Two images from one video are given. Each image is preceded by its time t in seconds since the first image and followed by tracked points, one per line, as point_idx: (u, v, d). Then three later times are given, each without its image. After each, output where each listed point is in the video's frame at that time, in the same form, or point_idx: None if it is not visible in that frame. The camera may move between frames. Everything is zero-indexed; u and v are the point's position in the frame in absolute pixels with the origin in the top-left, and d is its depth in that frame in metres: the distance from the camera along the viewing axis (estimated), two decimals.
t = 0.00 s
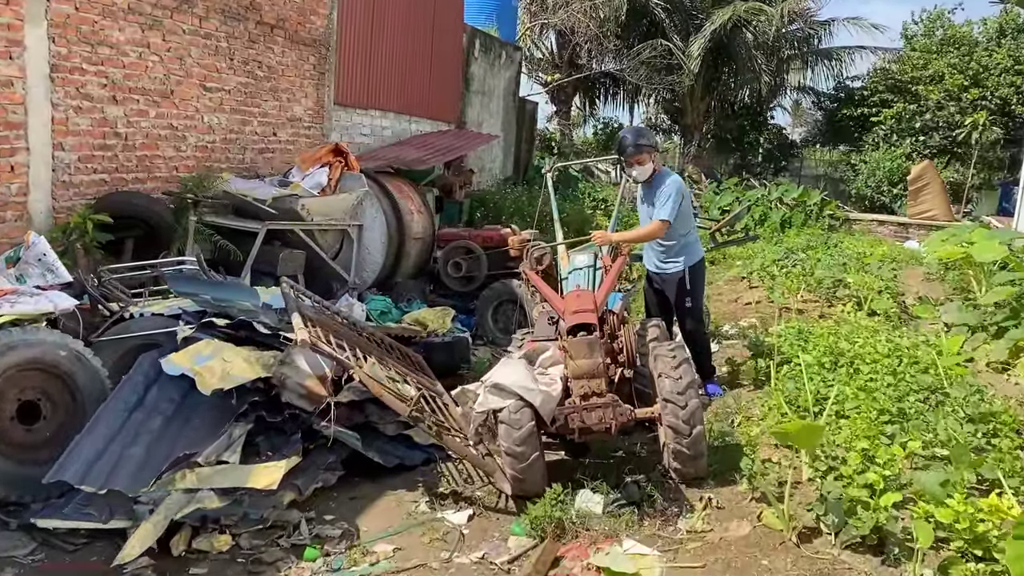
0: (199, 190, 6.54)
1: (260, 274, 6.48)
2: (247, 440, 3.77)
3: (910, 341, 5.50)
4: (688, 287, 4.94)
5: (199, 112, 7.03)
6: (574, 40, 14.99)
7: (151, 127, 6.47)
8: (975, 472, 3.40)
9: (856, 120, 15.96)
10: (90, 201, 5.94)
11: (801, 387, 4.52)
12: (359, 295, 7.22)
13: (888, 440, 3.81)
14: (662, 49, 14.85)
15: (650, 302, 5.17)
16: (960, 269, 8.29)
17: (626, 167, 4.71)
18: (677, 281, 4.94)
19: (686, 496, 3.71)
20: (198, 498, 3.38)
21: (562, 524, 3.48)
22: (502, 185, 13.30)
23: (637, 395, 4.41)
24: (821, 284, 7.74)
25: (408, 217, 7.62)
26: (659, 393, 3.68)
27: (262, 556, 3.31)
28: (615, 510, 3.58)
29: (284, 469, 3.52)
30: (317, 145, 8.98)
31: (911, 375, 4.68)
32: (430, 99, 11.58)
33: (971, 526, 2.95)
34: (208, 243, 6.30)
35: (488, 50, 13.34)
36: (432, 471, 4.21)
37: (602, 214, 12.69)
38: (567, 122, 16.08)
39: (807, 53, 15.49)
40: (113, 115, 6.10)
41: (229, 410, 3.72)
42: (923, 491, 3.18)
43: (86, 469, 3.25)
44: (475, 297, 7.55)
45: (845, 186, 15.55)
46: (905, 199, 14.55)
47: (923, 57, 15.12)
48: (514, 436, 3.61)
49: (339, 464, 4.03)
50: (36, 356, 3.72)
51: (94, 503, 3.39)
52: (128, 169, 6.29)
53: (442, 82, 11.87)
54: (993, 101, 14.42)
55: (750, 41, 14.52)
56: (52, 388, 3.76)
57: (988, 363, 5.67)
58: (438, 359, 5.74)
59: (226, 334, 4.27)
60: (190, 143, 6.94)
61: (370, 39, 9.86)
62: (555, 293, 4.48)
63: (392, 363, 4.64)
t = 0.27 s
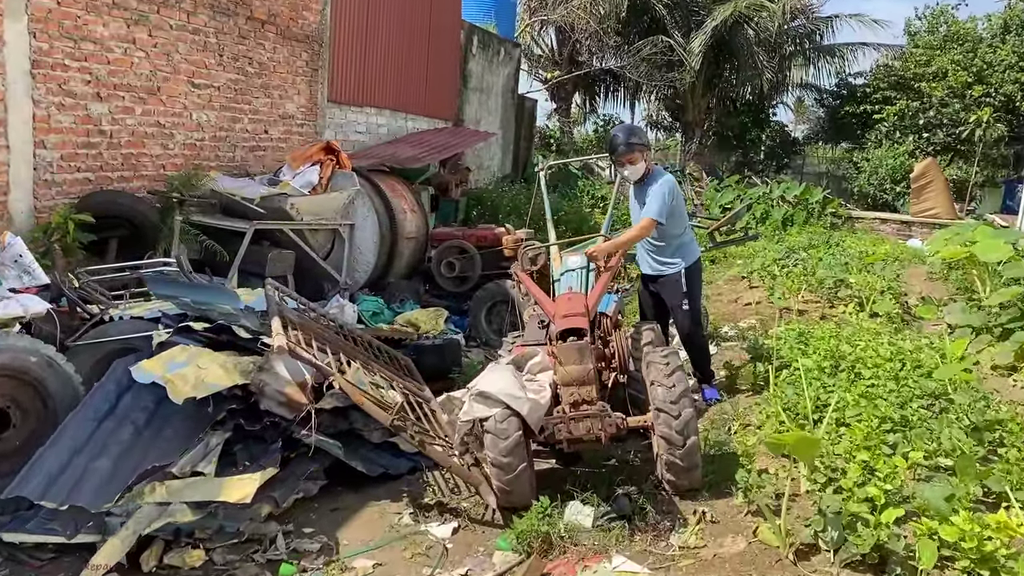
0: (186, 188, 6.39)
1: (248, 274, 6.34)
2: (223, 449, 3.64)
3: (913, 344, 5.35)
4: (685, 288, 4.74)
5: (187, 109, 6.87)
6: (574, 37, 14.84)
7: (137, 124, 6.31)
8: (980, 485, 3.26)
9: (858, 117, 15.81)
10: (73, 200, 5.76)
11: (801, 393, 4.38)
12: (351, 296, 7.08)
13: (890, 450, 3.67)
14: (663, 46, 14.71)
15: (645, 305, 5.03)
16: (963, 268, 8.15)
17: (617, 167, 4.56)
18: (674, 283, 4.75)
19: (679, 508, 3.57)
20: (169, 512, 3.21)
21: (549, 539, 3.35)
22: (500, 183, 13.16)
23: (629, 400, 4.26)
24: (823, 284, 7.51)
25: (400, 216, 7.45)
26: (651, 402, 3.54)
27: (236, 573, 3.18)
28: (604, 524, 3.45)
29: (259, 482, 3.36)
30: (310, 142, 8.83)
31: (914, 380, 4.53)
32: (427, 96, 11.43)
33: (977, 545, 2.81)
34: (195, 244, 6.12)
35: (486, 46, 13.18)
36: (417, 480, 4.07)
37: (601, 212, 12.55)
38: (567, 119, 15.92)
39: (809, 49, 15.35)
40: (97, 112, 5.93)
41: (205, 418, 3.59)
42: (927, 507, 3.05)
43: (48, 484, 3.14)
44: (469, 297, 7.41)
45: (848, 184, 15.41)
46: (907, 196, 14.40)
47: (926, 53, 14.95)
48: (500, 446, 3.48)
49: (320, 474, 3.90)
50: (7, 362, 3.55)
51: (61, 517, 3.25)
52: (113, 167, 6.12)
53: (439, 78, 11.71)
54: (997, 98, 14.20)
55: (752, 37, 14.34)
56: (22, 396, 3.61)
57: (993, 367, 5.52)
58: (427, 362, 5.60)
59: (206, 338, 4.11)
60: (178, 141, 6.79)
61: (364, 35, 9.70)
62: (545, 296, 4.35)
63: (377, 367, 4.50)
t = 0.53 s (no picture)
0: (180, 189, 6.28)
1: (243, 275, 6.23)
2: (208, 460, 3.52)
3: (922, 347, 5.20)
4: (688, 291, 4.60)
5: (182, 108, 6.75)
6: (578, 33, 14.57)
7: (130, 123, 6.18)
8: (991, 499, 3.14)
9: (866, 114, 15.63)
10: (64, 201, 5.63)
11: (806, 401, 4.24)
12: (348, 298, 6.97)
13: (898, 463, 3.53)
14: (668, 43, 14.50)
15: (646, 309, 4.89)
16: (973, 269, 7.98)
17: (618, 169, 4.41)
18: (677, 286, 4.60)
19: (678, 523, 3.45)
20: (148, 528, 3.09)
21: (542, 556, 3.23)
22: (503, 181, 13.04)
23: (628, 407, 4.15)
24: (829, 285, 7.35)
25: (399, 217, 7.37)
26: (650, 412, 3.40)
27: None
28: (601, 539, 3.33)
29: (242, 497, 3.24)
30: (309, 141, 8.71)
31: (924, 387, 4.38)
32: (429, 94, 11.30)
33: (990, 568, 2.67)
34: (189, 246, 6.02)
35: (489, 44, 13.05)
36: (410, 491, 3.96)
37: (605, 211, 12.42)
38: (571, 116, 15.78)
39: (816, 46, 15.17)
40: (88, 112, 5.80)
41: (189, 427, 3.45)
42: (937, 525, 2.93)
43: (23, 496, 3.02)
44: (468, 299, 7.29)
45: (855, 182, 15.24)
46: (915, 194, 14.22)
47: (935, 50, 14.71)
48: (493, 459, 3.36)
49: (310, 485, 3.79)
50: None
51: (39, 533, 3.09)
52: (105, 167, 6.00)
53: (440, 76, 11.58)
54: (1007, 94, 13.87)
55: (758, 34, 14.18)
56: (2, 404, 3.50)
57: (1004, 371, 5.37)
58: (424, 366, 5.45)
59: (195, 345, 4.01)
60: (172, 140, 6.67)
61: (364, 32, 9.57)
62: (541, 300, 4.22)
63: (370, 373, 4.37)
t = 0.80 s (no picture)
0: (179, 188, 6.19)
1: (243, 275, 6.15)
2: (200, 468, 3.42)
3: (936, 350, 5.06)
4: (697, 292, 4.45)
5: (182, 106, 6.66)
6: (587, 29, 14.55)
7: (129, 121, 6.09)
8: (1010, 511, 3.02)
9: (878, 111, 15.43)
10: (62, 200, 5.55)
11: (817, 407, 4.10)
12: (350, 298, 6.86)
13: (912, 473, 3.40)
14: (678, 38, 14.25)
15: (652, 311, 4.75)
16: (987, 268, 7.83)
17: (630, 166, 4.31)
18: (686, 287, 4.46)
19: (684, 535, 3.33)
20: (135, 539, 2.99)
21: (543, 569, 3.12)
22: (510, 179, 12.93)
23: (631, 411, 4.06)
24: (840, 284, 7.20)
25: (403, 217, 7.20)
26: (655, 420, 3.26)
27: None
28: (603, 552, 3.21)
29: (231, 507, 3.14)
30: (313, 139, 8.62)
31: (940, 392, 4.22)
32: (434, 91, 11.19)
33: None
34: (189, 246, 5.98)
35: (496, 40, 12.93)
36: (408, 499, 3.85)
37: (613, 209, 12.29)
38: (579, 113, 15.64)
39: (828, 41, 14.99)
40: (87, 109, 5.70)
41: (181, 434, 3.38)
42: (952, 540, 2.82)
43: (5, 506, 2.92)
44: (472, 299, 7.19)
45: (867, 179, 15.07)
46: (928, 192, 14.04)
47: (948, 45, 14.47)
48: (492, 467, 3.25)
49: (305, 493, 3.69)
50: None
51: (23, 544, 2.97)
52: (104, 166, 5.91)
53: (447, 73, 11.46)
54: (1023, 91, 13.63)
55: (769, 30, 14.00)
56: None
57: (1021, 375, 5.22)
58: (425, 368, 5.33)
59: (191, 348, 3.91)
60: (173, 138, 6.58)
61: (369, 28, 9.46)
62: (544, 302, 4.12)
63: (368, 376, 4.27)
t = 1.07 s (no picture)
0: (185, 189, 6.13)
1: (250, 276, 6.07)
2: (200, 476, 3.35)
3: (955, 354, 4.92)
4: (713, 295, 4.35)
5: (189, 106, 6.60)
6: (598, 27, 14.45)
7: (135, 121, 6.03)
8: None
9: (893, 109, 15.24)
10: (67, 201, 5.50)
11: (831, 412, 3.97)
12: (358, 299, 6.79)
13: (932, 483, 3.26)
14: (691, 36, 14.16)
15: (664, 315, 4.65)
16: (1006, 269, 7.67)
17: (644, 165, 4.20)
18: (701, 290, 4.35)
19: (696, 548, 3.23)
20: (133, 550, 2.94)
21: None
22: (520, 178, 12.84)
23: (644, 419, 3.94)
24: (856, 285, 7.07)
25: (411, 216, 7.13)
26: (665, 429, 3.16)
27: None
28: (612, 566, 3.11)
29: (230, 518, 3.10)
30: (321, 139, 8.56)
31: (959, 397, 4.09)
32: (444, 90, 11.12)
33: None
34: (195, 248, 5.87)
35: (507, 38, 12.84)
36: (413, 507, 3.78)
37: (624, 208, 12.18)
38: (591, 112, 15.52)
39: (842, 39, 14.80)
40: (92, 109, 5.65)
41: (181, 441, 3.30)
42: (975, 557, 2.68)
43: None
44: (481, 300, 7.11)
45: (881, 178, 14.89)
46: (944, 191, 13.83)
47: (965, 42, 14.17)
48: (498, 477, 3.17)
49: (308, 501, 3.62)
50: None
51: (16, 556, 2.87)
52: (109, 167, 5.85)
53: (457, 71, 11.37)
54: None
55: (783, 27, 13.84)
56: None
57: None
58: (433, 372, 5.24)
59: (195, 352, 3.84)
60: (179, 138, 6.52)
61: (379, 27, 9.38)
62: (552, 306, 4.01)
63: (373, 381, 4.19)
